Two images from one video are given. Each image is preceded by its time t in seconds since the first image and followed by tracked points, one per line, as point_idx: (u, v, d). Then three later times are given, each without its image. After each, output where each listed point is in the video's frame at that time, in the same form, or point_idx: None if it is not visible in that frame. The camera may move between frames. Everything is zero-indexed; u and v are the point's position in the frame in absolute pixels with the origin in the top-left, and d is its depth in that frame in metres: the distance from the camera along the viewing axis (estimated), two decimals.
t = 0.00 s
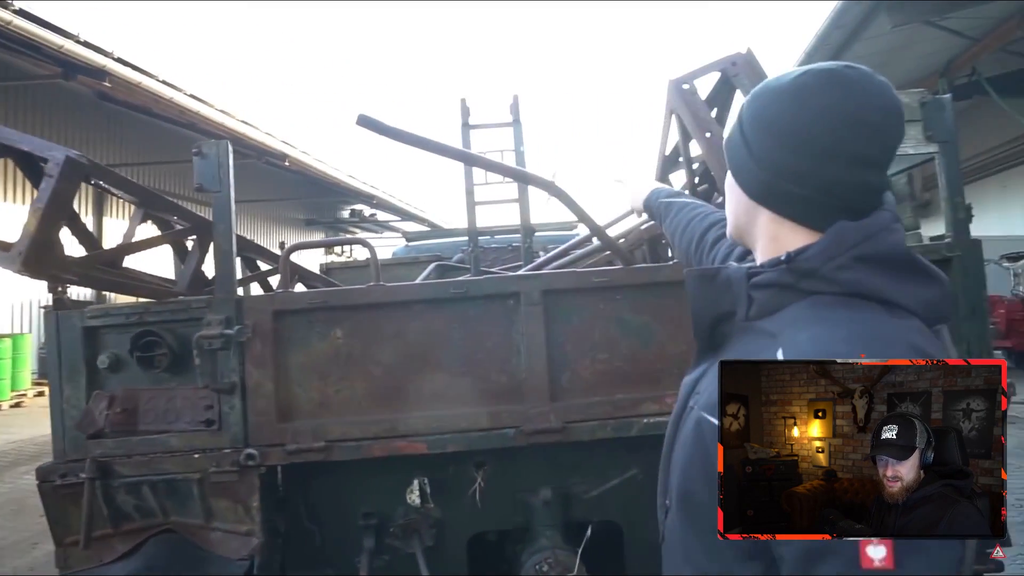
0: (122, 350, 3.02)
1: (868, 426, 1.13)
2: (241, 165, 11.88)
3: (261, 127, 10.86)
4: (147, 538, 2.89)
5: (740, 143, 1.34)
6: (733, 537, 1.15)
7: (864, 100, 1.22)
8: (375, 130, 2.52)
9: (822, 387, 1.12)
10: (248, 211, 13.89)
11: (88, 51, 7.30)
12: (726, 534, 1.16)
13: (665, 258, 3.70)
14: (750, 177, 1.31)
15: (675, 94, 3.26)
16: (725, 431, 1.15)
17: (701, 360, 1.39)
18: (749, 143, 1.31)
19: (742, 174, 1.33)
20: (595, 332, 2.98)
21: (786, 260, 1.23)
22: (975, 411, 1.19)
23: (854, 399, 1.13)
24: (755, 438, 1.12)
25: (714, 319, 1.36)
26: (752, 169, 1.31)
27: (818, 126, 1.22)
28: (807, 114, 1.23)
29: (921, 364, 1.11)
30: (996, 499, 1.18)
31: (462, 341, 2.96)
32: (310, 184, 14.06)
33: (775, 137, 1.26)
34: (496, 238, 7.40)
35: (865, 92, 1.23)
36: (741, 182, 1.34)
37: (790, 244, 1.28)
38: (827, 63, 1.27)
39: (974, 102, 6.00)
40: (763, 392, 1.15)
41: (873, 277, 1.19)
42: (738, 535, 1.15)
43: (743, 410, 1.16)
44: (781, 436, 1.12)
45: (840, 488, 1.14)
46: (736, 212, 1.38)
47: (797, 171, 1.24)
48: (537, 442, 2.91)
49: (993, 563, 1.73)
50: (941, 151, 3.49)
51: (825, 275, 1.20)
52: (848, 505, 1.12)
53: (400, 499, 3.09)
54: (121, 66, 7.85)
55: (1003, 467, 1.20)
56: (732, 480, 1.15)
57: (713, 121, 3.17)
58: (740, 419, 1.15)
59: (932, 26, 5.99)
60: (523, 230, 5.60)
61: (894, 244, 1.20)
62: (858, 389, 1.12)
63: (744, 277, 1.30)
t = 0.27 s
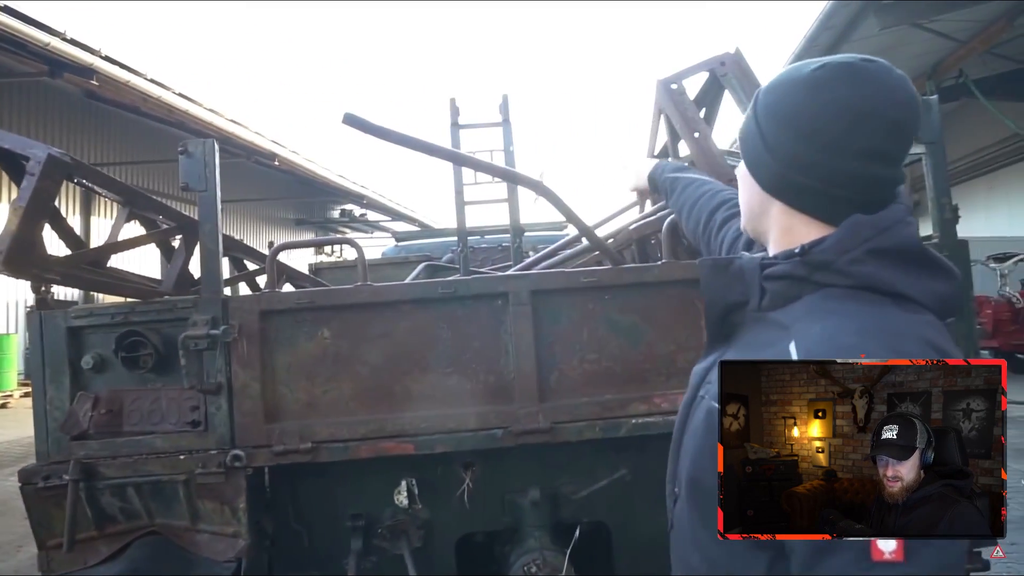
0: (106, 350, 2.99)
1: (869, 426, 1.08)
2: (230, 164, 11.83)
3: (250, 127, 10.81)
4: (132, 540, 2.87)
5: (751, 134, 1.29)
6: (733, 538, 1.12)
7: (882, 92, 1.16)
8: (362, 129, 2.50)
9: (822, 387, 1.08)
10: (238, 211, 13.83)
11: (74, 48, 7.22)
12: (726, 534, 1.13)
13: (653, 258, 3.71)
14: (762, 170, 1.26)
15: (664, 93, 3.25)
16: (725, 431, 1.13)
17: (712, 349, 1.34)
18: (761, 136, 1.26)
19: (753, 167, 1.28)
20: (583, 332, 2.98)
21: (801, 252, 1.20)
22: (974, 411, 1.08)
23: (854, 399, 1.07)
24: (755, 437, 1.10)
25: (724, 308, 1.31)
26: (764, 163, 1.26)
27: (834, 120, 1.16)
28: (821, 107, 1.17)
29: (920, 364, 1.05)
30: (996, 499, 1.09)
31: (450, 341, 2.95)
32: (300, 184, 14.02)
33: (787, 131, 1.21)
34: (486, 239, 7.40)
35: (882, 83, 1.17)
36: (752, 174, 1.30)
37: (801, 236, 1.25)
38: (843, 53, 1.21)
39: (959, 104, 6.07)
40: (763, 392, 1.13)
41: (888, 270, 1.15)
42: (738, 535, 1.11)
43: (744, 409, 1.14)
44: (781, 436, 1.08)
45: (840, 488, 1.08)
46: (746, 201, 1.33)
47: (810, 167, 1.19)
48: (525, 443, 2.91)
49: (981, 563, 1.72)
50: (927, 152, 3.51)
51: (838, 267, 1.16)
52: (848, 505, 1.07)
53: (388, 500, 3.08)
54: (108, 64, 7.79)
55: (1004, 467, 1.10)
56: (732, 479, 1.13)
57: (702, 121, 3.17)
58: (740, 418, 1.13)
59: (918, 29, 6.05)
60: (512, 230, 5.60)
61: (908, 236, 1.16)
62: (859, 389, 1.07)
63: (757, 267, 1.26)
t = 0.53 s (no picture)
0: (94, 351, 2.96)
1: (868, 427, 1.08)
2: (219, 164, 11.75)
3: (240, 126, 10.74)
4: (119, 544, 2.84)
5: (767, 128, 1.28)
6: (733, 537, 1.15)
7: (903, 87, 1.15)
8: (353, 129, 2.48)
9: (822, 387, 1.07)
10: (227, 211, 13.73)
11: (60, 46, 7.13)
12: (725, 534, 1.15)
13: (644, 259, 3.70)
14: (780, 165, 1.25)
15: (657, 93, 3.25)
16: (725, 431, 1.15)
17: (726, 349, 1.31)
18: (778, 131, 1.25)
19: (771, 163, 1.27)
20: (576, 333, 2.97)
21: (822, 247, 1.18)
22: (974, 411, 1.07)
23: (854, 399, 1.07)
24: (755, 438, 1.11)
25: (743, 305, 1.29)
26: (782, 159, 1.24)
27: (854, 115, 1.15)
28: (841, 102, 1.15)
29: (920, 364, 1.03)
30: (997, 501, 1.07)
31: (441, 342, 2.93)
32: (290, 184, 13.95)
33: (807, 126, 1.19)
34: (477, 239, 7.38)
35: (903, 78, 1.15)
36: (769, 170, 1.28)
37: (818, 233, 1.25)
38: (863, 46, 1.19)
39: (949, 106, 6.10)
40: (763, 392, 1.13)
41: (910, 265, 1.14)
42: (738, 535, 1.14)
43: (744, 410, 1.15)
44: (780, 436, 1.08)
45: (840, 488, 1.09)
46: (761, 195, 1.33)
47: (829, 163, 1.18)
48: (517, 444, 2.89)
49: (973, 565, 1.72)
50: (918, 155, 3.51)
51: (860, 263, 1.14)
52: (848, 506, 1.08)
53: (379, 503, 3.06)
54: (95, 62, 7.70)
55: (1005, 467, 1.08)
56: (732, 478, 1.15)
57: (694, 122, 3.17)
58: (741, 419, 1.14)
59: (909, 31, 6.08)
60: (503, 230, 5.58)
61: (930, 230, 1.15)
62: (859, 389, 1.07)
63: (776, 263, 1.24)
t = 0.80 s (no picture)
0: (78, 353, 2.91)
1: (868, 427, 1.02)
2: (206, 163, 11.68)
3: (227, 125, 10.68)
4: (102, 549, 2.81)
5: (789, 126, 1.30)
6: (733, 537, 1.18)
7: (931, 84, 1.16)
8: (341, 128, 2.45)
9: (822, 387, 1.05)
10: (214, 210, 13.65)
11: (44, 43, 7.05)
12: (726, 534, 1.19)
13: (634, 260, 3.70)
14: (803, 163, 1.26)
15: (647, 94, 3.24)
16: (726, 432, 1.17)
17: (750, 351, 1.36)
18: (802, 127, 1.27)
19: (794, 160, 1.28)
20: (565, 334, 2.96)
21: (852, 249, 1.17)
22: (974, 411, 1.01)
23: (854, 399, 1.03)
24: (756, 437, 1.10)
25: (767, 312, 1.32)
26: (806, 156, 1.26)
27: (882, 110, 1.17)
28: (866, 97, 1.17)
29: (919, 363, 1.00)
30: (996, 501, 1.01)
31: (430, 344, 2.91)
32: (277, 183, 13.87)
33: (833, 122, 1.21)
34: (465, 239, 7.37)
35: (932, 75, 1.17)
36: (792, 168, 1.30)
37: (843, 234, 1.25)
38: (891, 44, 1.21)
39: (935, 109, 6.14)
40: (763, 392, 1.11)
41: (943, 266, 1.14)
42: (738, 535, 1.17)
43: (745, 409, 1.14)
44: (780, 436, 1.05)
45: (840, 488, 1.04)
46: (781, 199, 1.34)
47: (856, 159, 1.19)
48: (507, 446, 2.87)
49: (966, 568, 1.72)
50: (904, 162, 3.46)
51: (892, 263, 1.14)
52: (848, 505, 1.05)
53: (367, 506, 3.03)
54: (80, 60, 7.64)
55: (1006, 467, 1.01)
56: (732, 479, 1.17)
57: (684, 122, 3.17)
58: (740, 419, 1.15)
59: (896, 34, 6.11)
60: (493, 231, 5.57)
61: (962, 229, 1.16)
62: (858, 388, 1.04)
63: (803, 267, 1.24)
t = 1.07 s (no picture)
0: (52, 353, 2.86)
1: (868, 427, 1.18)
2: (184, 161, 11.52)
3: (205, 122, 10.54)
4: (78, 553, 2.77)
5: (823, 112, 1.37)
6: (733, 536, 1.35)
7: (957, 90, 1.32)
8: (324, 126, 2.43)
9: (822, 387, 1.21)
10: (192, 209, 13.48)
11: (14, 35, 6.86)
12: (727, 533, 1.36)
13: (617, 260, 3.70)
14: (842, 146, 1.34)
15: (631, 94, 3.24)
16: (726, 432, 1.32)
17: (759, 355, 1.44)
18: (854, 115, 1.32)
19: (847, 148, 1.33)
20: (548, 334, 2.96)
21: (884, 251, 1.28)
22: (974, 411, 1.14)
23: (854, 399, 1.19)
24: (756, 438, 1.27)
25: (786, 311, 1.39)
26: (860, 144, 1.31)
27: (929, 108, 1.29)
28: (901, 89, 1.29)
29: (920, 364, 1.15)
30: (996, 499, 1.14)
31: (413, 344, 2.89)
32: (257, 181, 13.72)
33: (874, 115, 1.30)
34: (447, 238, 7.33)
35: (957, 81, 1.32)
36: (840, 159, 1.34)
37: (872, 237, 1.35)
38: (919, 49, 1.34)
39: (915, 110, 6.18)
40: (763, 393, 1.27)
41: (969, 268, 1.25)
42: (738, 534, 1.35)
43: (745, 410, 1.30)
44: (781, 436, 1.22)
45: (840, 486, 1.20)
46: (813, 203, 1.37)
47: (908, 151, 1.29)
48: (490, 447, 2.86)
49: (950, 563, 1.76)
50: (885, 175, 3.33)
51: (924, 265, 1.25)
52: (848, 504, 1.21)
53: (349, 507, 3.00)
54: (53, 54, 7.47)
55: (1004, 467, 1.13)
56: (732, 478, 1.34)
57: (669, 123, 3.16)
58: (740, 419, 1.30)
59: (875, 36, 6.15)
60: (475, 231, 5.54)
61: (983, 234, 1.27)
62: (858, 389, 1.20)
63: (825, 268, 1.34)
